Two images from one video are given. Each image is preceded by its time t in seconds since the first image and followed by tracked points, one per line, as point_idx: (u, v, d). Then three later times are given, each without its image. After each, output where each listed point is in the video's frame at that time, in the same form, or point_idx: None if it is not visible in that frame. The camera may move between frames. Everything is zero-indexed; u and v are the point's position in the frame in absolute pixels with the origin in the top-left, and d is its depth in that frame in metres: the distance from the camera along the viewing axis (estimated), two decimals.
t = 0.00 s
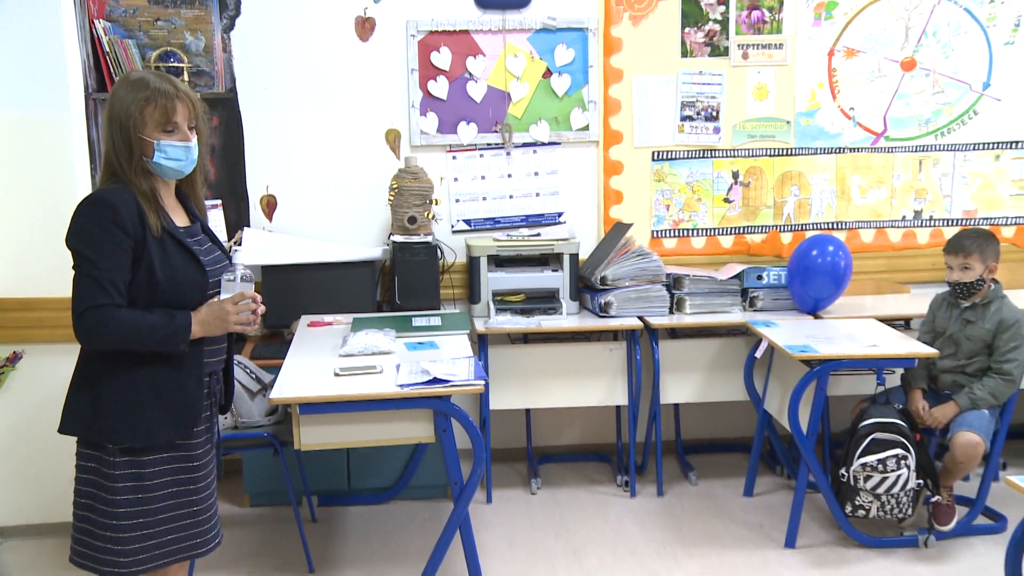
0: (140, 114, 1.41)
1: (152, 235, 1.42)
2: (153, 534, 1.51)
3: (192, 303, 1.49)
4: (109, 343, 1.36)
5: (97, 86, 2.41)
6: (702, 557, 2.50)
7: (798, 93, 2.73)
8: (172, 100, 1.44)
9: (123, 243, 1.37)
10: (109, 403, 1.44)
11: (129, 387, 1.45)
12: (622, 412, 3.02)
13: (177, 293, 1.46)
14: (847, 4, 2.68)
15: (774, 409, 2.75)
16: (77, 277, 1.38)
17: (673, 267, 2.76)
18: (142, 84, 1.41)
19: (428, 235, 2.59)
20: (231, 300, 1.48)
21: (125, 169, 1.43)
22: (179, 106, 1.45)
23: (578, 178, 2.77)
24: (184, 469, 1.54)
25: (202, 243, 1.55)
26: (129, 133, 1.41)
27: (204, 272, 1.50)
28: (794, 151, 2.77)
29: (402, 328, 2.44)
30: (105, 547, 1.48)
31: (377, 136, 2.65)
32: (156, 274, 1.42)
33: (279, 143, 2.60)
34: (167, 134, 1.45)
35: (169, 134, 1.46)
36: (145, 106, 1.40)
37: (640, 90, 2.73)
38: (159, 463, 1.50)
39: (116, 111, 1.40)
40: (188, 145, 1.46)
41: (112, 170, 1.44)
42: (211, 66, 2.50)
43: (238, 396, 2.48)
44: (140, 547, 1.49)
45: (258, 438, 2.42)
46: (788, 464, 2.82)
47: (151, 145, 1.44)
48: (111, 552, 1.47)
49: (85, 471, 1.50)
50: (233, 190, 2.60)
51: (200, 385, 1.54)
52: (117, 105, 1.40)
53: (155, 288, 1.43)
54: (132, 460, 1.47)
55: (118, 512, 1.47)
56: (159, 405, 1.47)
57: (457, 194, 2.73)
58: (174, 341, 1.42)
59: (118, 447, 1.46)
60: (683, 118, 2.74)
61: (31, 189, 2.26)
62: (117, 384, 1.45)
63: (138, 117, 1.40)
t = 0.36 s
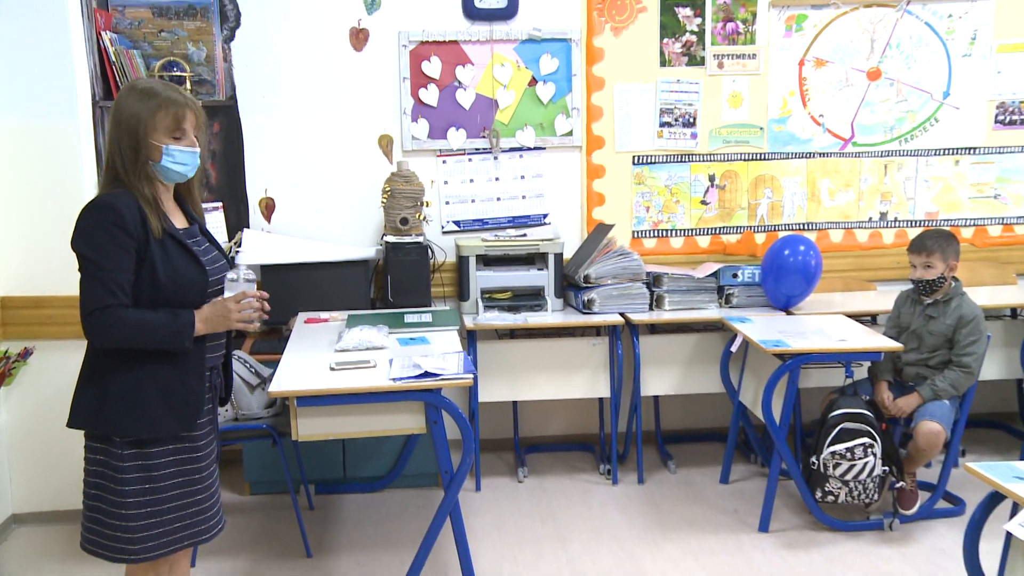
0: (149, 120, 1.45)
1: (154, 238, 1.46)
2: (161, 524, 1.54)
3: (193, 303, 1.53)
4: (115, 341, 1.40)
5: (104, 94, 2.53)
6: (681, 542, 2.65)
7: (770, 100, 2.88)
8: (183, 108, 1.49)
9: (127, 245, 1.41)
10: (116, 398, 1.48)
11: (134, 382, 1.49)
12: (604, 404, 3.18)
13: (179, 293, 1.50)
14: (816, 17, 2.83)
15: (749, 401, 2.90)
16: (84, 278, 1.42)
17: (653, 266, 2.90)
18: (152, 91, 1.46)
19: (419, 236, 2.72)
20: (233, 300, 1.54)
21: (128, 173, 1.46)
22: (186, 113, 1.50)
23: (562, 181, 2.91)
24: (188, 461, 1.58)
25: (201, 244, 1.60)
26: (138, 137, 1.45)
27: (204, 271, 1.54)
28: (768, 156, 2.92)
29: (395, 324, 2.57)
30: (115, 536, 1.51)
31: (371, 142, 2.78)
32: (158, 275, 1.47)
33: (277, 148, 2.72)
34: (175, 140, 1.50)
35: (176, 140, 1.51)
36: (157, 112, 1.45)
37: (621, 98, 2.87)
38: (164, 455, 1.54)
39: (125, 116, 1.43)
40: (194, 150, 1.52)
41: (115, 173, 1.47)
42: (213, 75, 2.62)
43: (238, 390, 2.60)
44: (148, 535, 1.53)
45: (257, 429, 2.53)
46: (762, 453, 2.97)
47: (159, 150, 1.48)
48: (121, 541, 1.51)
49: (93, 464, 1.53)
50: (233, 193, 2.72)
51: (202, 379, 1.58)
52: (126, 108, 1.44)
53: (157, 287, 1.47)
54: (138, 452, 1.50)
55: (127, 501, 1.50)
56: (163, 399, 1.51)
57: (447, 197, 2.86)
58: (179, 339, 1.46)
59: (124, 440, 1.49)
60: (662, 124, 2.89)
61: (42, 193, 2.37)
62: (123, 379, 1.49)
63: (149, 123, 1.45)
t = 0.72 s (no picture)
0: (200, 131, 1.44)
1: (190, 243, 1.47)
2: (179, 509, 1.51)
3: (219, 303, 1.57)
4: (176, 342, 1.41)
5: (109, 101, 2.64)
6: (661, 527, 2.80)
7: (746, 106, 3.02)
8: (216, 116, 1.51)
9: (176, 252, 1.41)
10: (145, 388, 1.43)
11: (161, 371, 1.45)
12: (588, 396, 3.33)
13: (209, 294, 1.53)
14: (789, 27, 2.97)
15: (726, 392, 3.03)
16: (127, 281, 1.37)
17: (634, 264, 3.04)
18: (197, 104, 1.45)
19: (411, 236, 2.85)
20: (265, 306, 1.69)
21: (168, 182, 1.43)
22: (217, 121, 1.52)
23: (548, 183, 3.04)
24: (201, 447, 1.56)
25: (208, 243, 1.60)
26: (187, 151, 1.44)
27: (223, 268, 1.58)
28: (743, 159, 3.06)
29: (387, 320, 2.70)
30: (132, 522, 1.46)
31: (365, 146, 2.91)
32: (194, 278, 1.48)
33: (274, 153, 2.84)
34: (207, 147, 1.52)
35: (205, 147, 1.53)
36: (208, 127, 1.46)
37: (604, 103, 3.00)
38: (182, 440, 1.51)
39: (180, 129, 1.41)
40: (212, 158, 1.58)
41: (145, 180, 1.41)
42: (213, 82, 2.74)
43: (238, 383, 2.73)
44: (167, 520, 1.49)
45: (256, 421, 2.64)
46: (738, 442, 3.11)
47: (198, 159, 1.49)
48: (140, 527, 1.46)
49: (109, 454, 1.46)
50: (232, 195, 2.84)
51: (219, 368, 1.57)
52: (179, 121, 1.41)
53: (193, 289, 1.49)
54: (160, 442, 1.46)
55: (149, 486, 1.46)
56: (188, 388, 1.48)
57: (438, 198, 2.99)
58: (228, 342, 1.51)
59: (151, 431, 1.45)
60: (643, 129, 3.02)
61: (52, 195, 2.48)
62: (149, 368, 1.44)
63: (200, 137, 1.45)
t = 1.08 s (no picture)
0: (238, 141, 1.62)
1: (233, 243, 1.64)
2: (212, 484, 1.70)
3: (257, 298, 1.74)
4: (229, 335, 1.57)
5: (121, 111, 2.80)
6: (640, 509, 3.00)
7: (719, 115, 3.22)
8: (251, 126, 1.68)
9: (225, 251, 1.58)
10: (191, 378, 1.59)
11: (204, 363, 1.62)
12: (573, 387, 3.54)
13: (248, 290, 1.70)
14: (758, 41, 3.18)
15: (701, 383, 3.22)
16: (185, 279, 1.54)
17: (616, 263, 3.23)
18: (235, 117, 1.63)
19: (405, 237, 3.03)
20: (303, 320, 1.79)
21: (212, 187, 1.60)
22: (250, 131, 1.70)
23: (534, 187, 3.23)
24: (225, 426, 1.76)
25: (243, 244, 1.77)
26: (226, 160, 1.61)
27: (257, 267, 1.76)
28: (717, 164, 3.26)
29: (383, 316, 2.88)
30: (175, 497, 1.65)
31: (361, 152, 3.09)
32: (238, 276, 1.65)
33: (276, 159, 3.03)
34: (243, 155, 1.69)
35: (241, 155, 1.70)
36: (246, 138, 1.64)
37: (587, 112, 3.19)
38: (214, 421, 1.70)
39: (220, 140, 1.58)
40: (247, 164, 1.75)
41: (192, 186, 1.59)
42: (218, 93, 2.91)
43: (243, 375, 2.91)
44: (201, 497, 1.67)
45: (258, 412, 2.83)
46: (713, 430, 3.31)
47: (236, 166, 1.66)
48: (181, 502, 1.64)
49: (152, 438, 1.62)
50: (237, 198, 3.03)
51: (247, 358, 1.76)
52: (219, 133, 1.58)
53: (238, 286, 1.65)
54: (198, 426, 1.64)
55: (187, 466, 1.64)
56: (226, 379, 1.66)
57: (430, 201, 3.17)
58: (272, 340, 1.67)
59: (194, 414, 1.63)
60: (623, 136, 3.21)
61: (69, 201, 2.64)
62: (195, 360, 1.60)
63: (238, 147, 1.62)
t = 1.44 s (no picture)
0: (288, 144, 1.85)
1: (277, 234, 1.86)
2: (236, 456, 1.92)
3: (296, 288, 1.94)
4: (251, 311, 1.78)
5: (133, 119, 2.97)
6: (622, 493, 3.20)
7: (696, 122, 3.43)
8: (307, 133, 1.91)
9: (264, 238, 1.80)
10: (221, 351, 1.84)
11: (234, 341, 1.85)
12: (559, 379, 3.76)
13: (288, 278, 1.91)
14: (732, 53, 3.39)
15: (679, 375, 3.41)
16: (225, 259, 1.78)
17: (599, 262, 3.42)
18: (289, 121, 1.86)
19: (400, 237, 3.21)
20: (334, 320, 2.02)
21: (264, 183, 1.84)
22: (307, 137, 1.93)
23: (522, 190, 3.43)
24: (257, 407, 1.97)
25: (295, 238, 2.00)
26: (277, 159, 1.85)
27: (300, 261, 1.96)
28: (695, 169, 3.46)
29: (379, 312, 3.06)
30: (202, 458, 1.89)
31: (358, 158, 3.29)
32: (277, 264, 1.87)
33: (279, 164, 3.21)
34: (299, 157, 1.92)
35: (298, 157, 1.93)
36: (297, 140, 1.86)
37: (572, 119, 3.39)
38: (244, 398, 1.92)
39: (269, 140, 1.82)
40: (308, 165, 1.97)
41: (248, 181, 1.84)
42: (224, 102, 3.07)
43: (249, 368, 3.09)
44: (227, 463, 1.90)
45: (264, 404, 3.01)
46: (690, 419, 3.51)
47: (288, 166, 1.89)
48: (207, 464, 1.89)
49: (190, 403, 1.89)
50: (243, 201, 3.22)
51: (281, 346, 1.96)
52: (268, 134, 1.82)
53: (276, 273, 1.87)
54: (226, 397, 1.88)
55: (216, 433, 1.89)
56: (254, 359, 1.88)
57: (424, 204, 3.37)
58: (295, 327, 1.85)
59: (221, 385, 1.87)
60: (606, 142, 3.41)
61: (86, 204, 2.81)
62: (226, 337, 1.85)
63: (288, 147, 1.85)
